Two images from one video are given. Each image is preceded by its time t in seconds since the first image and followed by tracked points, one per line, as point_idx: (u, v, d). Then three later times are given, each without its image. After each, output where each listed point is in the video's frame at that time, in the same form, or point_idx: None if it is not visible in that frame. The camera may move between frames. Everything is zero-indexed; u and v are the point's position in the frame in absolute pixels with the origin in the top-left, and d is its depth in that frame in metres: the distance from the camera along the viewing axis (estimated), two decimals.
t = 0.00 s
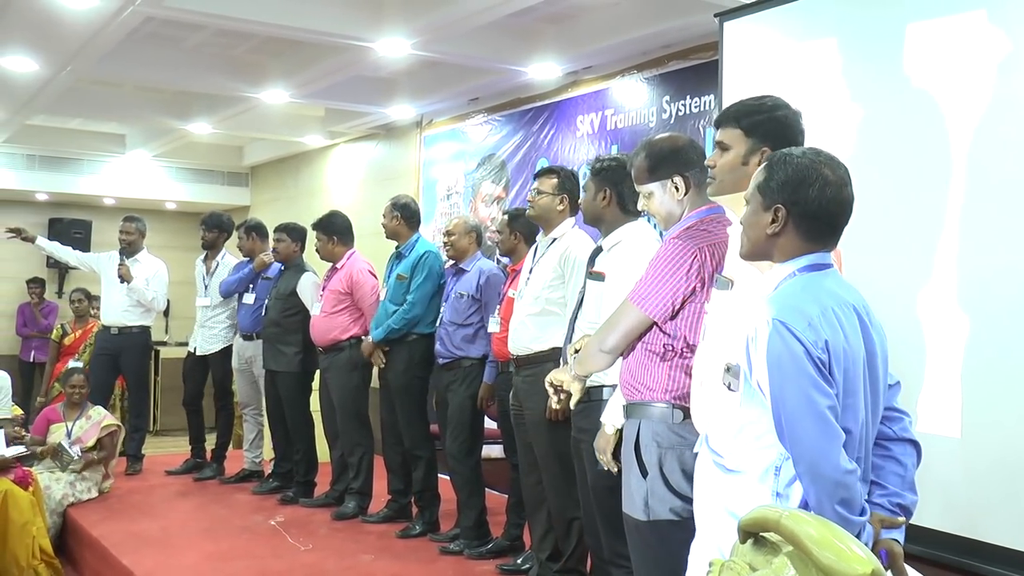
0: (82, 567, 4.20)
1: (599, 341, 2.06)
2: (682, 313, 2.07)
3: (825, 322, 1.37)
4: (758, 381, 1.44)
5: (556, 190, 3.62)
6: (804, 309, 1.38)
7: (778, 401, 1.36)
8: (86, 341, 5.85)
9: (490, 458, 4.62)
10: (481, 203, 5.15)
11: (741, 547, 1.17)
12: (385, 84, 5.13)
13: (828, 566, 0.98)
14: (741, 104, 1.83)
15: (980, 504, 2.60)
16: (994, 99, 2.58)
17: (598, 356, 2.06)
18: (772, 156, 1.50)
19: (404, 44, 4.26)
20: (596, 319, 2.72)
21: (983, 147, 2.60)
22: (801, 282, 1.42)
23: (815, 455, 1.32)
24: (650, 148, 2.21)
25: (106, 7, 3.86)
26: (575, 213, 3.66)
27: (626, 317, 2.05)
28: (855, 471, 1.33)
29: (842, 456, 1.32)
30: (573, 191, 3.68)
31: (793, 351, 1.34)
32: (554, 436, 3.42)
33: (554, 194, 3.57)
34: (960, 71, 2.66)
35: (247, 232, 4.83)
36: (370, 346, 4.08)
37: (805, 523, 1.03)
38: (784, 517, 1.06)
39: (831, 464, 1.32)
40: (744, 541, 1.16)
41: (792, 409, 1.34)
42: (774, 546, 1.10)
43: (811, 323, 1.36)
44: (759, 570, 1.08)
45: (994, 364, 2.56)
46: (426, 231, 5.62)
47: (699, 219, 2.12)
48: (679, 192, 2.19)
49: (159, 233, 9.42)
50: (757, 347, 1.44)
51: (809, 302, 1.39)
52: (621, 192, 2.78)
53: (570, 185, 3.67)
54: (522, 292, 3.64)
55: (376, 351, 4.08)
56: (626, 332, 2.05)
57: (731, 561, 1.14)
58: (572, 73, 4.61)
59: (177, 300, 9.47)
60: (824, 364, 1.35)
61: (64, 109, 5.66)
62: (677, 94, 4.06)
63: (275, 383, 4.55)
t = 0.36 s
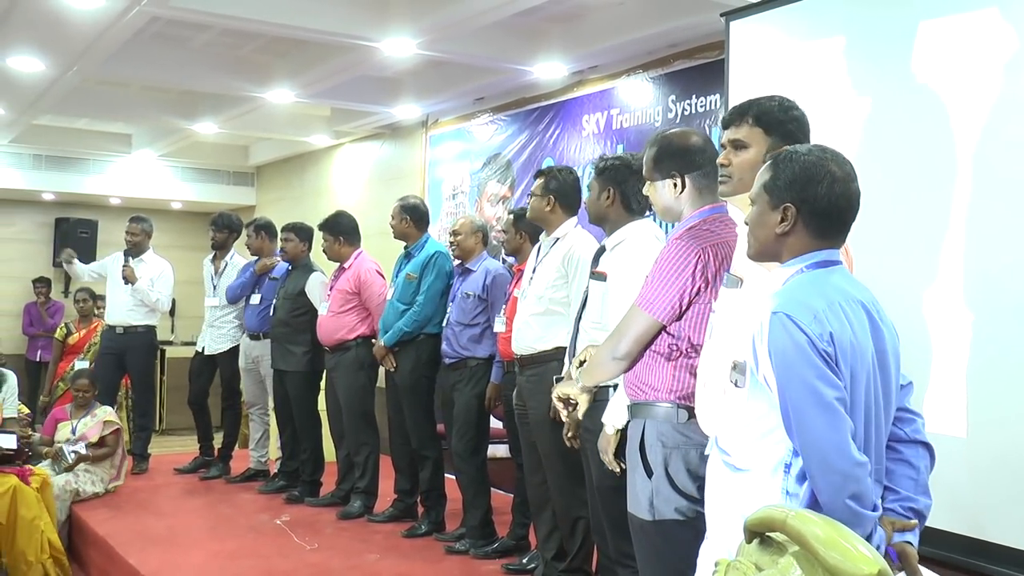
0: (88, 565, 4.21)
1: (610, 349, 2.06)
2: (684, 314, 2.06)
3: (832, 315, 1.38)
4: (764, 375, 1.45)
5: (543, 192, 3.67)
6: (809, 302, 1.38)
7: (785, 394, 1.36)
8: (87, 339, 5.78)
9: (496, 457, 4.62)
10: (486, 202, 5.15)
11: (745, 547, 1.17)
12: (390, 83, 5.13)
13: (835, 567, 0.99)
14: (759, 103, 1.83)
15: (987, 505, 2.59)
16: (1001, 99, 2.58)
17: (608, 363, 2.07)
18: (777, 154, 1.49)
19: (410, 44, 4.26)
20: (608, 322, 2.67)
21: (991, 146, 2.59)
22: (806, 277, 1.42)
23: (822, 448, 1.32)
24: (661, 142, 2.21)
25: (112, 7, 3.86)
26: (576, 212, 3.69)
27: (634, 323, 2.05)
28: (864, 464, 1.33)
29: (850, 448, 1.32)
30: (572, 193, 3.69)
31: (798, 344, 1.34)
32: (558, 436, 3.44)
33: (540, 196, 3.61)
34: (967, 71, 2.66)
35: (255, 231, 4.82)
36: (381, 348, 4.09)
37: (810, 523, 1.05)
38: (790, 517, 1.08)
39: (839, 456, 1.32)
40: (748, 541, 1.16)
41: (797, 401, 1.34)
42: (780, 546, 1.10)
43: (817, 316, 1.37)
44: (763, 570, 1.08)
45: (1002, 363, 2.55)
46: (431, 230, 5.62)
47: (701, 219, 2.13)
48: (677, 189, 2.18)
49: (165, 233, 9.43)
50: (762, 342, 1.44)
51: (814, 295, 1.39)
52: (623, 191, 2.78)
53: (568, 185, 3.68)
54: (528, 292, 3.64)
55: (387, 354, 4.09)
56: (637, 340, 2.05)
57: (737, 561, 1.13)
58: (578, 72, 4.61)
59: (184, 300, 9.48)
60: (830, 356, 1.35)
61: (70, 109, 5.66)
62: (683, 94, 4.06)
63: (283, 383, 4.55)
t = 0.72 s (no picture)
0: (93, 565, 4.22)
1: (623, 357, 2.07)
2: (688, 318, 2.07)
3: (851, 317, 1.38)
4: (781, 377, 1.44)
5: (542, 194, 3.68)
6: (831, 304, 1.38)
7: (807, 396, 1.35)
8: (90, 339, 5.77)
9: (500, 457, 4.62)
10: (491, 202, 5.15)
11: (750, 547, 1.17)
12: (394, 83, 5.13)
13: (839, 567, 1.00)
14: (764, 104, 1.82)
15: (992, 506, 2.59)
16: (1007, 99, 2.57)
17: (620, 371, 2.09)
18: (779, 154, 1.50)
19: (414, 44, 4.27)
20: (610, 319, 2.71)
21: (996, 147, 2.58)
22: (822, 279, 1.42)
23: (846, 452, 1.33)
24: (668, 139, 2.21)
25: (117, 7, 3.86)
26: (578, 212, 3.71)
27: (643, 329, 2.06)
28: (885, 466, 1.35)
29: (872, 451, 1.33)
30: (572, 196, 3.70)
31: (823, 346, 1.33)
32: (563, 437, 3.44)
33: (539, 197, 3.63)
34: (972, 72, 2.65)
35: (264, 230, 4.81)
36: (385, 350, 4.10)
37: (815, 524, 1.04)
38: (795, 517, 1.08)
39: (862, 460, 1.33)
40: (753, 542, 1.16)
41: (820, 404, 1.34)
42: (785, 548, 1.10)
43: (839, 317, 1.37)
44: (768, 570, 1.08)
45: (1006, 364, 2.55)
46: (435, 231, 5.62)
47: (705, 218, 2.12)
48: (681, 185, 2.17)
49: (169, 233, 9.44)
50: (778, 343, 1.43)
51: (834, 297, 1.39)
52: (631, 192, 2.78)
53: (567, 187, 3.68)
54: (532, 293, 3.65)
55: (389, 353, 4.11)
56: (646, 345, 2.06)
57: (741, 561, 1.13)
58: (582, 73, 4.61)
59: (188, 301, 9.50)
60: (852, 359, 1.36)
61: (76, 109, 5.67)
62: (687, 94, 4.06)
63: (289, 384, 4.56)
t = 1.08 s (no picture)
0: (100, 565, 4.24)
1: (664, 376, 1.99)
2: (699, 314, 2.02)
3: (863, 313, 1.38)
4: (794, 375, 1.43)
5: (547, 194, 3.68)
6: (843, 300, 1.37)
7: (821, 393, 1.34)
8: (93, 339, 5.76)
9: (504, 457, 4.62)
10: (496, 202, 5.14)
11: (757, 546, 1.19)
12: (400, 84, 5.13)
13: (846, 568, 1.00)
14: (767, 104, 1.82)
15: (997, 507, 2.58)
16: (1013, 98, 2.56)
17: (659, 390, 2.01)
18: (766, 160, 1.50)
19: (419, 44, 4.27)
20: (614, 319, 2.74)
21: (1002, 146, 2.57)
22: (831, 275, 1.42)
23: (861, 449, 1.32)
24: (671, 135, 2.23)
25: (122, 7, 3.87)
26: (583, 212, 3.70)
27: (674, 336, 2.01)
28: (901, 462, 1.35)
29: (887, 448, 1.33)
30: (578, 195, 3.69)
31: (837, 342, 1.33)
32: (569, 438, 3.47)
33: (543, 197, 3.63)
34: (978, 71, 2.65)
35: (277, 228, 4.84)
36: (388, 349, 4.10)
37: (823, 524, 1.05)
38: (802, 517, 1.08)
39: (878, 457, 1.32)
40: (759, 542, 1.17)
41: (835, 402, 1.33)
42: (791, 547, 1.12)
43: (851, 313, 1.36)
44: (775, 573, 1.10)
45: (1012, 364, 2.54)
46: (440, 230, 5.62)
47: (699, 217, 2.14)
48: (679, 182, 2.19)
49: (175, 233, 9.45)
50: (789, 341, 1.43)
51: (845, 293, 1.39)
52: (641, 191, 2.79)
53: (571, 187, 3.68)
54: (537, 292, 3.66)
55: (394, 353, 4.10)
56: (683, 350, 2.00)
57: (748, 561, 1.16)
58: (587, 72, 4.60)
59: (194, 301, 9.52)
60: (866, 355, 1.35)
61: (82, 110, 5.68)
62: (692, 93, 4.06)
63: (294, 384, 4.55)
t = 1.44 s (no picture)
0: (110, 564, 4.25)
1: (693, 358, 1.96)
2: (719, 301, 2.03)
3: (871, 317, 1.37)
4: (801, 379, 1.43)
5: (558, 193, 3.71)
6: (850, 304, 1.37)
7: (827, 396, 1.34)
8: (102, 338, 5.75)
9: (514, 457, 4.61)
10: (505, 202, 5.14)
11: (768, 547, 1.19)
12: (408, 84, 5.13)
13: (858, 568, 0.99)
14: (755, 110, 1.84)
15: (1010, 508, 2.57)
16: None
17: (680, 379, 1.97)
18: (787, 156, 1.49)
19: (428, 44, 4.27)
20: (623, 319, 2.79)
21: (1014, 146, 2.56)
22: (840, 278, 1.41)
23: (867, 452, 1.32)
24: (671, 136, 2.26)
25: (133, 8, 3.88)
26: (593, 212, 3.74)
27: (695, 326, 2.00)
28: (909, 466, 1.34)
29: (895, 451, 1.32)
30: (588, 194, 3.73)
31: (841, 346, 1.33)
32: (579, 437, 3.49)
33: (554, 197, 3.67)
34: (990, 70, 2.64)
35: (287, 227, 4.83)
36: (399, 350, 4.11)
37: (834, 525, 1.05)
38: (812, 517, 1.08)
39: (885, 461, 1.32)
40: (769, 543, 1.17)
41: (840, 405, 1.33)
42: (802, 547, 1.11)
43: (858, 317, 1.36)
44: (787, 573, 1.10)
45: None
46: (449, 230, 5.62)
47: (702, 216, 2.16)
48: (679, 182, 2.21)
49: (185, 233, 9.48)
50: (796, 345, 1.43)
51: (852, 297, 1.38)
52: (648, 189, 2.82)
53: (582, 186, 3.71)
54: (546, 292, 3.68)
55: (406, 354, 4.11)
56: (706, 338, 1.98)
57: (759, 562, 1.16)
58: (596, 72, 4.60)
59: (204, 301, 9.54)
60: (872, 358, 1.35)
61: (93, 110, 5.69)
62: (702, 93, 4.05)
63: (304, 383, 4.56)
